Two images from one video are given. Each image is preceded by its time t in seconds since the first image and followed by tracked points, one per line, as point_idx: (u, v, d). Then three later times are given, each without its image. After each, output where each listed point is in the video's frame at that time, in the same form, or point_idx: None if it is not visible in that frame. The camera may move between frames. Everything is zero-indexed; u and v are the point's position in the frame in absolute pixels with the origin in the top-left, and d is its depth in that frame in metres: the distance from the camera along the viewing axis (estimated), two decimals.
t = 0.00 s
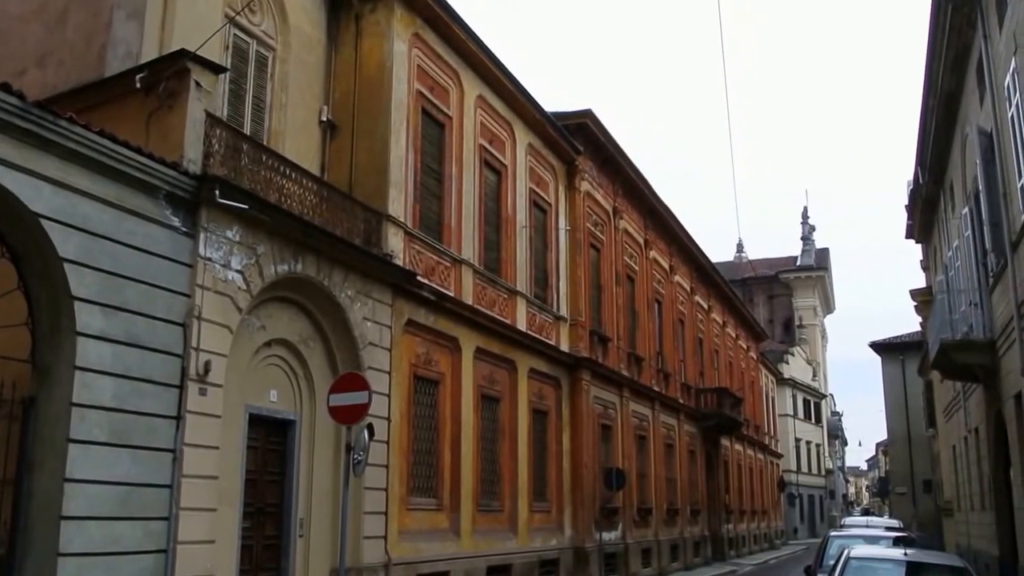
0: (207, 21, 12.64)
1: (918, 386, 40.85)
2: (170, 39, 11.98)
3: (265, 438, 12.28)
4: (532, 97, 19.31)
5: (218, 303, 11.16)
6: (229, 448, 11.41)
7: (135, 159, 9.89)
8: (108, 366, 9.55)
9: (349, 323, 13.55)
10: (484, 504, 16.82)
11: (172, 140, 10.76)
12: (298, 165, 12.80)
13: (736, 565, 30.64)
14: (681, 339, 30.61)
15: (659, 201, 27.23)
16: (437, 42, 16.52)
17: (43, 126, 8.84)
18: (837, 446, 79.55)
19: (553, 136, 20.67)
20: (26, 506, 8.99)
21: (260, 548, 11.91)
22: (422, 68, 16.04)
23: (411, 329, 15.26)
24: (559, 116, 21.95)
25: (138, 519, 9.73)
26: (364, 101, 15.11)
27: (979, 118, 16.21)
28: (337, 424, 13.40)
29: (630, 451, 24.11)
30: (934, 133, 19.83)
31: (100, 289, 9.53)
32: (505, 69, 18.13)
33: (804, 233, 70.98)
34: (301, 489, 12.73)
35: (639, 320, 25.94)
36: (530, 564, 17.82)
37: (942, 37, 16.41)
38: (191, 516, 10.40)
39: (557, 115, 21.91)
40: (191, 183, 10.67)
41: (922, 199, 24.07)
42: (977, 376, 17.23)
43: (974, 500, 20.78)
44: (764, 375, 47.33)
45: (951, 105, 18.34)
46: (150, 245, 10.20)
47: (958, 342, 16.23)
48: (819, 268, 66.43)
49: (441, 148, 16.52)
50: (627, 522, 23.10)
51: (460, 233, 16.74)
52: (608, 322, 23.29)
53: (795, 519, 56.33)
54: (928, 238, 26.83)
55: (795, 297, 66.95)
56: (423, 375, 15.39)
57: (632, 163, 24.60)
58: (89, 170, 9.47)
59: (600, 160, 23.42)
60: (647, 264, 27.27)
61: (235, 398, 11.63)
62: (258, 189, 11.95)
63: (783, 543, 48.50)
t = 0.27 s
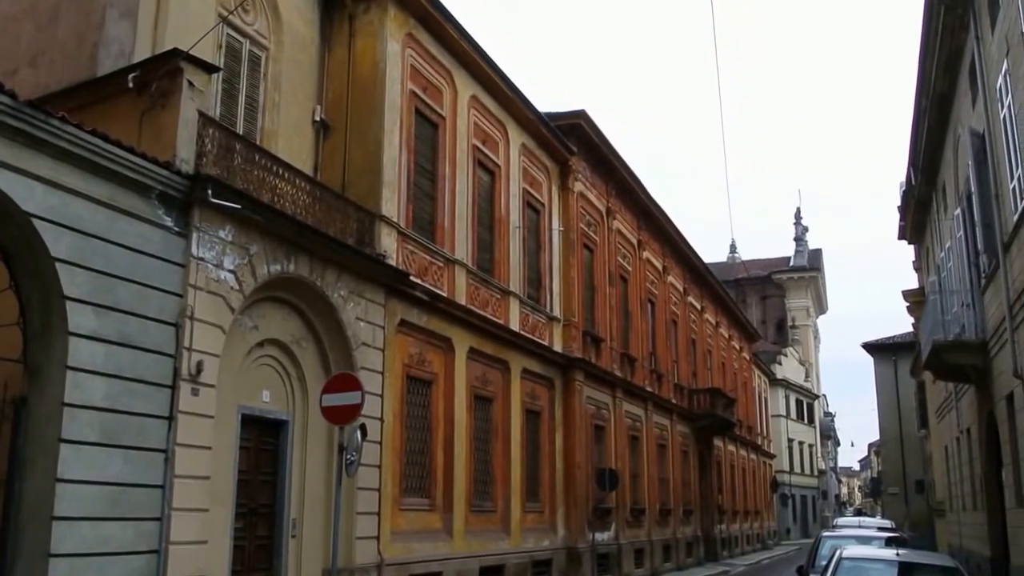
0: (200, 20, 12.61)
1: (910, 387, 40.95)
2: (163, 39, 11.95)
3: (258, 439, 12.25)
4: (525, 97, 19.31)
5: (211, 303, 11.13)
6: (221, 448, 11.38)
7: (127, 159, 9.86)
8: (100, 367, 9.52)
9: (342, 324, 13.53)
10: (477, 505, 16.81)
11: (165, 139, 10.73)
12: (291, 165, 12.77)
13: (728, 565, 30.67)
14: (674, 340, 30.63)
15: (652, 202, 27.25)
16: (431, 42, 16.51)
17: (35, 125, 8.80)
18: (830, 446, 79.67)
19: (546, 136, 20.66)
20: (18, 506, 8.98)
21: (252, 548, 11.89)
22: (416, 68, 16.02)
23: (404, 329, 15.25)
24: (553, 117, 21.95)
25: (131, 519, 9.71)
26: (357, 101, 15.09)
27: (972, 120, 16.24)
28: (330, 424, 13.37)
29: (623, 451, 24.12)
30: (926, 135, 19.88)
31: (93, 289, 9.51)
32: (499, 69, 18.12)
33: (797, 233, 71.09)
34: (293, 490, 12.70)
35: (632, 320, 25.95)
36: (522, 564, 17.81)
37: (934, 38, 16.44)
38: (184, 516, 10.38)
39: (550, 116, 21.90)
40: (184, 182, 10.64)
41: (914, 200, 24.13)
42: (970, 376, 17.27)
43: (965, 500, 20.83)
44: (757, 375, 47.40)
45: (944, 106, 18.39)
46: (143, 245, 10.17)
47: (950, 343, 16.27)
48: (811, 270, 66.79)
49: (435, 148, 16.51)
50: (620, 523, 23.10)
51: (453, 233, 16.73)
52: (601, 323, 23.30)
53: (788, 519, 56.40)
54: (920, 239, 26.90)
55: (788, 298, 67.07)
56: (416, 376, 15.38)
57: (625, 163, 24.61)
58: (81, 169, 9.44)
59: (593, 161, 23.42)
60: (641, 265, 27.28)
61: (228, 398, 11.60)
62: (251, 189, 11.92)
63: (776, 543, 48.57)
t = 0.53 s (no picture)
0: (192, 19, 12.58)
1: (902, 388, 41.03)
2: (155, 38, 11.92)
3: (250, 439, 12.23)
4: (518, 97, 19.31)
5: (203, 303, 11.11)
6: (213, 448, 11.36)
7: (119, 158, 9.83)
8: (91, 367, 9.49)
9: (334, 324, 13.51)
10: (469, 505, 16.80)
11: (157, 139, 10.71)
12: (284, 164, 12.75)
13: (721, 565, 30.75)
14: (666, 340, 30.66)
15: (645, 203, 27.28)
16: (424, 42, 16.50)
17: (26, 124, 8.77)
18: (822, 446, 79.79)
19: (539, 136, 20.66)
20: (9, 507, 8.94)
21: (244, 548, 11.86)
22: (408, 68, 16.01)
23: (397, 329, 15.24)
24: (545, 117, 21.95)
25: (122, 520, 9.68)
26: (350, 101, 15.07)
27: (964, 121, 16.27)
28: (322, 424, 13.35)
29: (615, 452, 24.14)
30: (919, 136, 19.91)
31: (84, 289, 9.48)
32: (492, 69, 18.11)
33: (790, 234, 71.22)
34: (285, 490, 12.68)
35: (624, 321, 25.97)
36: (515, 564, 17.80)
37: (927, 40, 16.47)
38: (175, 517, 10.35)
39: (543, 116, 21.90)
40: (176, 182, 10.62)
41: (906, 201, 24.18)
42: (961, 377, 17.32)
43: (957, 501, 20.88)
44: (749, 376, 47.47)
45: (936, 108, 18.44)
46: (134, 245, 10.15)
47: (942, 343, 16.30)
48: (805, 271, 66.38)
49: (427, 148, 16.49)
50: (612, 523, 23.11)
51: (446, 233, 16.73)
52: (594, 323, 23.31)
53: (780, 519, 56.48)
54: (912, 240, 26.96)
55: (780, 298, 67.20)
56: (409, 376, 15.37)
57: (618, 163, 24.63)
58: (73, 169, 9.41)
59: (586, 161, 23.43)
60: (633, 265, 27.31)
61: (220, 399, 11.58)
62: (243, 189, 11.90)
63: (768, 543, 48.63)
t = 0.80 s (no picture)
0: (184, 18, 12.56)
1: (894, 388, 41.14)
2: (148, 37, 11.90)
3: (242, 439, 12.21)
4: (511, 97, 19.31)
5: (194, 302, 11.09)
6: (205, 449, 11.34)
7: (111, 157, 9.81)
8: (82, 366, 9.47)
9: (326, 324, 13.50)
10: (461, 505, 16.80)
11: (149, 138, 10.68)
12: (276, 164, 12.74)
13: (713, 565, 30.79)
14: (659, 341, 30.69)
15: (637, 203, 27.30)
16: (416, 42, 16.49)
17: (18, 123, 8.75)
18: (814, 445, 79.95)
19: (532, 137, 20.66)
20: None
21: (235, 549, 11.84)
22: (401, 68, 16.00)
23: (389, 329, 15.23)
24: (538, 118, 21.96)
25: (113, 520, 9.65)
26: (342, 101, 15.06)
27: (955, 122, 16.32)
28: (314, 424, 13.34)
29: (607, 452, 24.16)
30: (910, 137, 19.97)
31: (75, 289, 9.46)
32: (485, 69, 18.11)
33: (782, 234, 71.36)
34: (277, 490, 12.66)
35: (617, 321, 25.99)
36: (506, 565, 17.80)
37: (918, 41, 16.51)
38: (167, 517, 10.33)
39: (536, 116, 21.91)
40: (167, 182, 10.60)
41: (898, 202, 24.24)
42: (952, 377, 17.36)
43: (947, 501, 20.94)
44: (741, 376, 47.55)
45: (927, 109, 18.49)
46: (126, 244, 10.12)
47: (933, 344, 16.34)
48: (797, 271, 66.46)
49: (420, 148, 16.49)
50: (604, 523, 23.13)
51: (439, 233, 16.72)
52: (587, 323, 23.33)
53: (772, 519, 56.58)
54: (903, 241, 27.02)
55: (772, 299, 67.35)
56: (401, 376, 15.36)
57: (610, 164, 24.65)
58: (64, 168, 9.38)
59: (578, 162, 23.45)
60: (626, 266, 27.34)
61: (211, 399, 11.56)
62: (235, 188, 11.88)
63: (760, 543, 48.71)
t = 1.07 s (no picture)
0: (175, 18, 12.53)
1: (885, 389, 41.24)
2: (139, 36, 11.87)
3: (233, 439, 12.19)
4: (503, 97, 19.31)
5: (186, 302, 11.07)
6: (196, 449, 11.32)
7: (103, 156, 9.78)
8: (73, 366, 9.44)
9: (318, 324, 13.49)
10: (453, 505, 16.79)
11: (141, 138, 10.66)
12: (268, 164, 12.72)
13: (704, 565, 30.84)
14: (650, 341, 30.73)
15: (629, 204, 27.33)
16: (409, 42, 16.48)
17: (9, 122, 8.72)
18: (805, 445, 80.05)
19: (524, 137, 20.66)
20: None
21: (227, 549, 11.82)
22: (393, 68, 15.99)
23: (381, 329, 15.22)
24: (530, 118, 21.96)
25: (104, 520, 9.63)
26: (335, 101, 15.04)
27: (946, 123, 16.37)
28: (305, 424, 13.32)
29: (599, 452, 24.18)
30: (902, 138, 20.02)
31: (67, 288, 9.43)
32: (477, 69, 18.10)
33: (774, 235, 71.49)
34: (268, 490, 12.64)
35: (609, 322, 26.01)
36: (498, 564, 17.80)
37: (910, 42, 16.55)
38: (158, 517, 10.30)
39: (528, 116, 21.91)
40: (159, 181, 10.58)
41: (890, 203, 24.30)
42: (943, 378, 17.41)
43: (938, 501, 21.00)
44: (733, 377, 47.62)
45: (919, 110, 18.55)
46: (117, 244, 10.10)
47: (924, 345, 16.39)
48: (789, 271, 66.63)
49: (412, 148, 16.48)
50: (596, 523, 23.14)
51: (431, 233, 16.72)
52: (578, 323, 23.34)
53: (764, 519, 56.67)
54: (895, 241, 27.09)
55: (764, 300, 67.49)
56: (392, 376, 15.35)
57: (602, 164, 24.66)
58: (56, 167, 9.36)
59: (571, 162, 23.46)
60: (618, 266, 27.35)
61: (203, 399, 11.54)
62: (227, 188, 11.86)
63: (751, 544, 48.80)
